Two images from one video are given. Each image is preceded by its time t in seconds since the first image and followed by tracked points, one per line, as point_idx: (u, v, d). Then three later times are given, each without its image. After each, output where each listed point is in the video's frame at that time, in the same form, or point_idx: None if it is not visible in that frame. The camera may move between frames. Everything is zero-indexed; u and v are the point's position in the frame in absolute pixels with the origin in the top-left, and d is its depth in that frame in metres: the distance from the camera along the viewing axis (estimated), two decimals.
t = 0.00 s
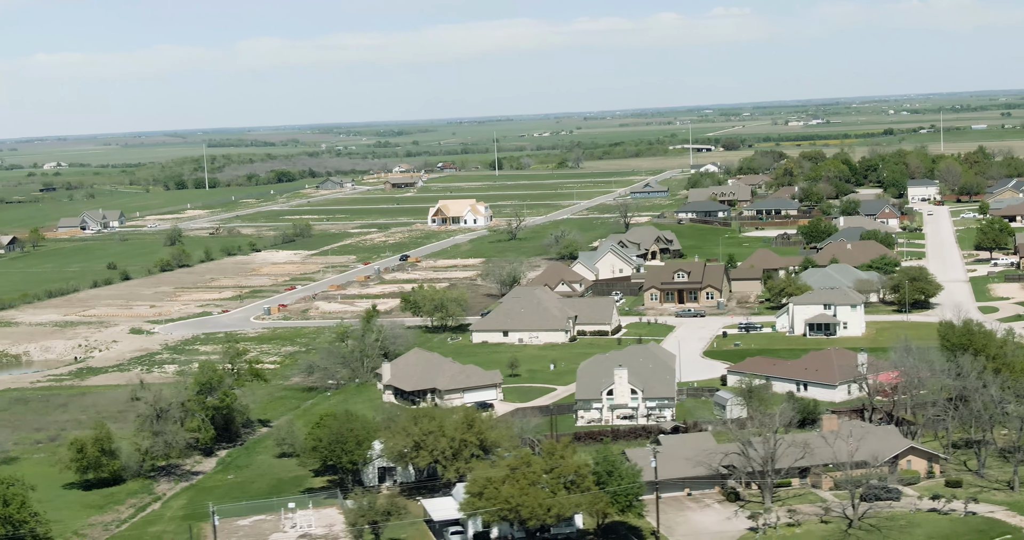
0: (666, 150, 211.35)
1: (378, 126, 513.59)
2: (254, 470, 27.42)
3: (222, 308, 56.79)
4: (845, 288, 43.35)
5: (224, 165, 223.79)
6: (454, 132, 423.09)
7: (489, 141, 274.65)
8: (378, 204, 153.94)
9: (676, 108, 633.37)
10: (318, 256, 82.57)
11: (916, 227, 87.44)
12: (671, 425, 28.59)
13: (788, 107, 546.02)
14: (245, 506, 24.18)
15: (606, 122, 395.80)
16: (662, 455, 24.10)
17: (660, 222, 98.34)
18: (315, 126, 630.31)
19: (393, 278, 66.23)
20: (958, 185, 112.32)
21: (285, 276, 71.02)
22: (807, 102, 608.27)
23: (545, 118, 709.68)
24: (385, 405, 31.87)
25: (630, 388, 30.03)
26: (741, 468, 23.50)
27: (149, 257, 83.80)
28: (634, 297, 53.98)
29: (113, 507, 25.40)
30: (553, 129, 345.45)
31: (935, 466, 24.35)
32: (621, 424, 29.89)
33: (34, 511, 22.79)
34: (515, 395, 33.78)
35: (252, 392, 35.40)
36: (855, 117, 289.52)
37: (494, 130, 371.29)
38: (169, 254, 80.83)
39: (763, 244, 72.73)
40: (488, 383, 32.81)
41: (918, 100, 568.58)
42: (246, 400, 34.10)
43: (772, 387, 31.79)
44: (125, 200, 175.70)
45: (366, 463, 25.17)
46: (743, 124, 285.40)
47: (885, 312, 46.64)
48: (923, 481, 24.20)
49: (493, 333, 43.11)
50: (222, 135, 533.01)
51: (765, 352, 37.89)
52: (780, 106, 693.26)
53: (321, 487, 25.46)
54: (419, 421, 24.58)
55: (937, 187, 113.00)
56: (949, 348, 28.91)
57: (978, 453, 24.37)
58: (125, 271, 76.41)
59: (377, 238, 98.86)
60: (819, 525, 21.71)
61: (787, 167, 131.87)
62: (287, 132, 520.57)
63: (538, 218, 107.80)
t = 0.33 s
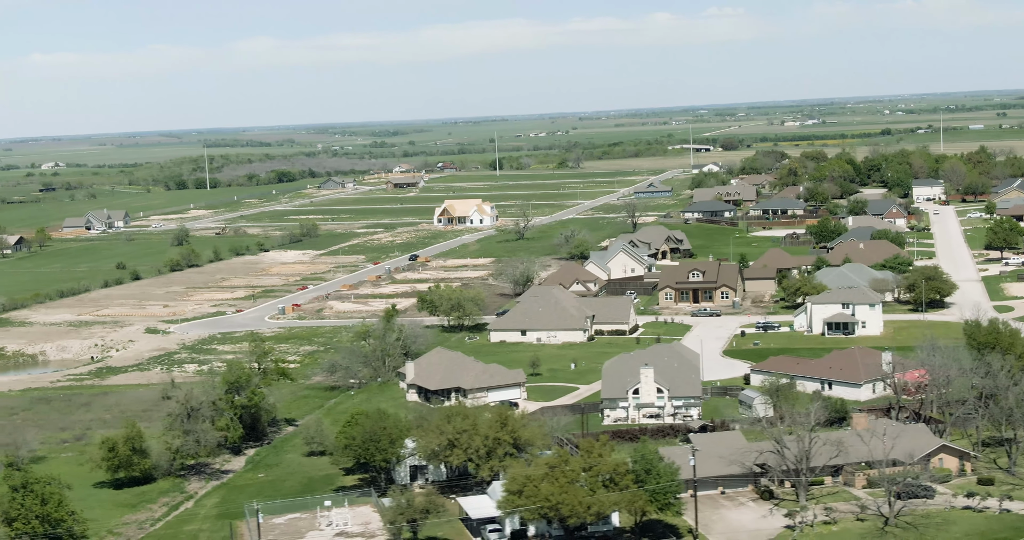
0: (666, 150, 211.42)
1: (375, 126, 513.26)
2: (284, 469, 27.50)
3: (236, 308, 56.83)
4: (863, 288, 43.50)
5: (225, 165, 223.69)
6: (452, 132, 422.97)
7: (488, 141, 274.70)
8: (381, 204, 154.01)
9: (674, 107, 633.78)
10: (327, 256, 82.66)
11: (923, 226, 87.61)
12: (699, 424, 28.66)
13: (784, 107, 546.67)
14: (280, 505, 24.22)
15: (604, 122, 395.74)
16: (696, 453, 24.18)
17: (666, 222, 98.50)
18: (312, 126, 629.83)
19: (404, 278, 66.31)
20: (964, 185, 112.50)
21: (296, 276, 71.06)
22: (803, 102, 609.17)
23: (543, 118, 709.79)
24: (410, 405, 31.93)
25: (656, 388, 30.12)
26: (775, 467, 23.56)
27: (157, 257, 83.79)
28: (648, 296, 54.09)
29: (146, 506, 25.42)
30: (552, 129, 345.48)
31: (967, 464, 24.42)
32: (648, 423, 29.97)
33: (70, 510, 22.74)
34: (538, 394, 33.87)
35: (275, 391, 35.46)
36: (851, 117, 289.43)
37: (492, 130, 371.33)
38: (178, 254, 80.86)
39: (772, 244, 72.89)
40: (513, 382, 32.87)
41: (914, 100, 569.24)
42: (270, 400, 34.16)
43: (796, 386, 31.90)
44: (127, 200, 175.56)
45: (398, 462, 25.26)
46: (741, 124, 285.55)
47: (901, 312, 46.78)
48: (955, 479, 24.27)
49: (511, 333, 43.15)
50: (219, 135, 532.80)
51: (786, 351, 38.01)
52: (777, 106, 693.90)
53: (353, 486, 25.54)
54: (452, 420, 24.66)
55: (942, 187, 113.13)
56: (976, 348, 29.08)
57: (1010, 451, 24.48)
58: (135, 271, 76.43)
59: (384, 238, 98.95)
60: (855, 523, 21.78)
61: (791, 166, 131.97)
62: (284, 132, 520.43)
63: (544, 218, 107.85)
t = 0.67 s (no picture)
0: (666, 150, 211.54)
1: (373, 125, 513.90)
2: (314, 467, 27.59)
3: (250, 308, 56.85)
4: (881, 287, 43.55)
5: (226, 165, 223.79)
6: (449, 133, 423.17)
7: (487, 142, 274.88)
8: (383, 203, 154.04)
9: (672, 107, 634.49)
10: (336, 256, 82.71)
11: (931, 225, 87.68)
12: (727, 423, 28.71)
13: (780, 106, 547.18)
14: (314, 504, 24.29)
15: (602, 122, 395.96)
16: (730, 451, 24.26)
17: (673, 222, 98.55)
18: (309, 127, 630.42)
19: (415, 278, 66.33)
20: (969, 184, 112.55)
21: (308, 276, 71.06)
22: (799, 102, 610.63)
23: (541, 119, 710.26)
24: (434, 405, 32.00)
25: (682, 387, 30.18)
26: (809, 465, 23.65)
27: (166, 257, 83.81)
28: (663, 296, 54.15)
29: (180, 505, 25.47)
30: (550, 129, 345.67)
31: (999, 462, 24.42)
32: (675, 421, 30.03)
33: (107, 509, 22.77)
34: (562, 394, 33.91)
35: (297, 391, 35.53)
36: (847, 117, 289.77)
37: (490, 130, 371.37)
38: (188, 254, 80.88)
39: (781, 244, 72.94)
40: (538, 381, 32.91)
41: (911, 100, 570.02)
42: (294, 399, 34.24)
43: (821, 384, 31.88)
44: (128, 201, 175.54)
45: (429, 460, 25.36)
46: (739, 124, 285.83)
47: (917, 311, 46.86)
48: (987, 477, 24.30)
49: (529, 332, 43.21)
50: (216, 133, 532.91)
51: (806, 350, 38.04)
52: (774, 106, 694.93)
53: (385, 485, 25.64)
54: (486, 419, 24.77)
55: (947, 187, 113.24)
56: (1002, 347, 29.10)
57: None
58: (144, 271, 76.46)
59: (391, 238, 99.08)
60: (892, 520, 21.90)
61: (795, 166, 131.98)
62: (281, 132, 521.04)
63: (550, 217, 107.91)
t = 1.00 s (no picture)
0: (666, 150, 211.33)
1: (370, 125, 513.90)
2: (345, 465, 27.68)
3: (264, 307, 56.86)
4: (898, 286, 43.66)
5: (226, 165, 223.58)
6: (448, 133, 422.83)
7: (487, 142, 274.75)
8: (386, 203, 153.92)
9: (670, 106, 634.38)
10: (345, 256, 82.72)
11: (938, 225, 87.75)
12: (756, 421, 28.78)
13: (773, 107, 547.43)
14: (349, 501, 24.38)
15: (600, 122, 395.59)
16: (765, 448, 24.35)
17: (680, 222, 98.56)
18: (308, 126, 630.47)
19: (427, 277, 66.34)
20: (974, 184, 112.66)
21: (319, 275, 71.02)
22: (796, 102, 610.67)
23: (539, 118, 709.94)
24: (460, 404, 32.09)
25: (709, 386, 30.27)
26: (843, 462, 23.76)
27: (175, 257, 83.73)
28: (678, 295, 54.19)
29: (213, 503, 25.52)
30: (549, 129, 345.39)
31: None
32: (701, 420, 30.13)
33: (145, 507, 22.83)
34: (586, 392, 33.98)
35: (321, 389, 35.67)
36: (843, 117, 289.22)
37: (489, 130, 371.25)
38: (197, 253, 80.82)
39: (790, 243, 72.96)
40: (562, 379, 32.93)
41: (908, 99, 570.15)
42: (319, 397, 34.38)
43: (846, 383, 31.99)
44: (129, 200, 175.27)
45: (461, 458, 25.45)
46: (737, 124, 285.68)
47: (933, 310, 46.99)
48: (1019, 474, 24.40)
49: (548, 331, 43.27)
50: (213, 133, 531.62)
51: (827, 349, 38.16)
52: (772, 106, 694.75)
53: (417, 482, 25.75)
54: (518, 417, 24.88)
55: (952, 186, 113.23)
56: None
57: None
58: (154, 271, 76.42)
59: (398, 237, 99.04)
60: (929, 517, 21.98)
61: (799, 166, 131.98)
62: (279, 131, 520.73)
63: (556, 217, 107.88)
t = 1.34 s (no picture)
0: (665, 150, 211.32)
1: (367, 125, 513.90)
2: (374, 463, 27.77)
3: (278, 307, 56.92)
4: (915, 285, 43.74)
5: (226, 165, 223.51)
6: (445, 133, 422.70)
7: (485, 141, 274.78)
8: (389, 204, 154.00)
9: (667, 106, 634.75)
10: (353, 256, 82.75)
11: (945, 224, 87.83)
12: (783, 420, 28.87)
13: (769, 107, 548.62)
14: (383, 500, 24.45)
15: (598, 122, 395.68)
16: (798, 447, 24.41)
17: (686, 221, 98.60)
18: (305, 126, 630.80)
19: (439, 277, 66.34)
20: (979, 183, 112.77)
21: (330, 275, 71.01)
22: (792, 101, 611.48)
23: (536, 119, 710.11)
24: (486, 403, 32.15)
25: (735, 384, 30.34)
26: (877, 460, 23.85)
27: (183, 257, 83.73)
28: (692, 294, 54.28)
29: (246, 502, 25.59)
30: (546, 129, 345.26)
31: None
32: (728, 418, 30.22)
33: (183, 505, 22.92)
34: (610, 391, 34.06)
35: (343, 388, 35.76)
36: (837, 117, 288.90)
37: (488, 130, 371.28)
38: (206, 254, 80.84)
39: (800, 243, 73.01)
40: (585, 379, 32.99)
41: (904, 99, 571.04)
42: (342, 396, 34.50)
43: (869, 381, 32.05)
44: (131, 201, 175.14)
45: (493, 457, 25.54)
46: (733, 124, 285.71)
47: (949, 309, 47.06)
48: None
49: (566, 331, 43.37)
50: (209, 133, 531.25)
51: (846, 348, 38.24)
52: (769, 106, 695.28)
53: (449, 481, 25.84)
54: (551, 416, 24.98)
55: (957, 186, 113.30)
56: None
57: None
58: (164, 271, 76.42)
59: (405, 237, 99.13)
60: (964, 514, 22.06)
61: (803, 165, 132.07)
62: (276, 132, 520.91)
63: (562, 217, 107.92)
